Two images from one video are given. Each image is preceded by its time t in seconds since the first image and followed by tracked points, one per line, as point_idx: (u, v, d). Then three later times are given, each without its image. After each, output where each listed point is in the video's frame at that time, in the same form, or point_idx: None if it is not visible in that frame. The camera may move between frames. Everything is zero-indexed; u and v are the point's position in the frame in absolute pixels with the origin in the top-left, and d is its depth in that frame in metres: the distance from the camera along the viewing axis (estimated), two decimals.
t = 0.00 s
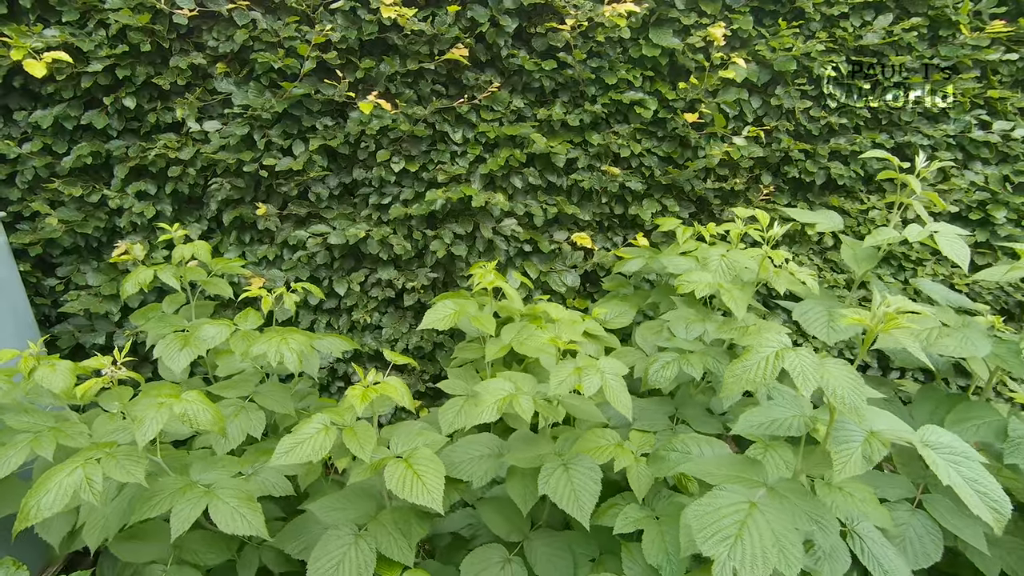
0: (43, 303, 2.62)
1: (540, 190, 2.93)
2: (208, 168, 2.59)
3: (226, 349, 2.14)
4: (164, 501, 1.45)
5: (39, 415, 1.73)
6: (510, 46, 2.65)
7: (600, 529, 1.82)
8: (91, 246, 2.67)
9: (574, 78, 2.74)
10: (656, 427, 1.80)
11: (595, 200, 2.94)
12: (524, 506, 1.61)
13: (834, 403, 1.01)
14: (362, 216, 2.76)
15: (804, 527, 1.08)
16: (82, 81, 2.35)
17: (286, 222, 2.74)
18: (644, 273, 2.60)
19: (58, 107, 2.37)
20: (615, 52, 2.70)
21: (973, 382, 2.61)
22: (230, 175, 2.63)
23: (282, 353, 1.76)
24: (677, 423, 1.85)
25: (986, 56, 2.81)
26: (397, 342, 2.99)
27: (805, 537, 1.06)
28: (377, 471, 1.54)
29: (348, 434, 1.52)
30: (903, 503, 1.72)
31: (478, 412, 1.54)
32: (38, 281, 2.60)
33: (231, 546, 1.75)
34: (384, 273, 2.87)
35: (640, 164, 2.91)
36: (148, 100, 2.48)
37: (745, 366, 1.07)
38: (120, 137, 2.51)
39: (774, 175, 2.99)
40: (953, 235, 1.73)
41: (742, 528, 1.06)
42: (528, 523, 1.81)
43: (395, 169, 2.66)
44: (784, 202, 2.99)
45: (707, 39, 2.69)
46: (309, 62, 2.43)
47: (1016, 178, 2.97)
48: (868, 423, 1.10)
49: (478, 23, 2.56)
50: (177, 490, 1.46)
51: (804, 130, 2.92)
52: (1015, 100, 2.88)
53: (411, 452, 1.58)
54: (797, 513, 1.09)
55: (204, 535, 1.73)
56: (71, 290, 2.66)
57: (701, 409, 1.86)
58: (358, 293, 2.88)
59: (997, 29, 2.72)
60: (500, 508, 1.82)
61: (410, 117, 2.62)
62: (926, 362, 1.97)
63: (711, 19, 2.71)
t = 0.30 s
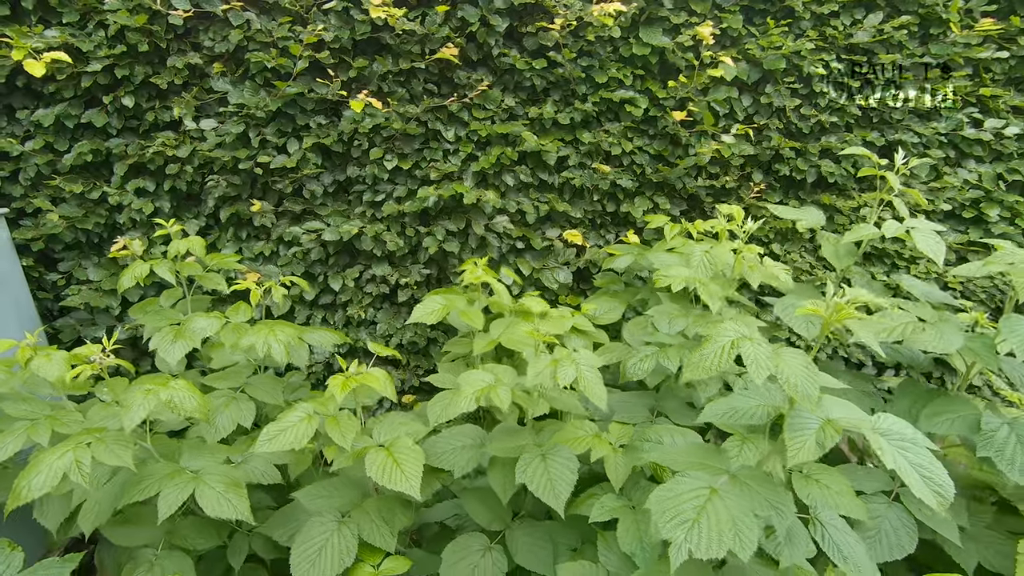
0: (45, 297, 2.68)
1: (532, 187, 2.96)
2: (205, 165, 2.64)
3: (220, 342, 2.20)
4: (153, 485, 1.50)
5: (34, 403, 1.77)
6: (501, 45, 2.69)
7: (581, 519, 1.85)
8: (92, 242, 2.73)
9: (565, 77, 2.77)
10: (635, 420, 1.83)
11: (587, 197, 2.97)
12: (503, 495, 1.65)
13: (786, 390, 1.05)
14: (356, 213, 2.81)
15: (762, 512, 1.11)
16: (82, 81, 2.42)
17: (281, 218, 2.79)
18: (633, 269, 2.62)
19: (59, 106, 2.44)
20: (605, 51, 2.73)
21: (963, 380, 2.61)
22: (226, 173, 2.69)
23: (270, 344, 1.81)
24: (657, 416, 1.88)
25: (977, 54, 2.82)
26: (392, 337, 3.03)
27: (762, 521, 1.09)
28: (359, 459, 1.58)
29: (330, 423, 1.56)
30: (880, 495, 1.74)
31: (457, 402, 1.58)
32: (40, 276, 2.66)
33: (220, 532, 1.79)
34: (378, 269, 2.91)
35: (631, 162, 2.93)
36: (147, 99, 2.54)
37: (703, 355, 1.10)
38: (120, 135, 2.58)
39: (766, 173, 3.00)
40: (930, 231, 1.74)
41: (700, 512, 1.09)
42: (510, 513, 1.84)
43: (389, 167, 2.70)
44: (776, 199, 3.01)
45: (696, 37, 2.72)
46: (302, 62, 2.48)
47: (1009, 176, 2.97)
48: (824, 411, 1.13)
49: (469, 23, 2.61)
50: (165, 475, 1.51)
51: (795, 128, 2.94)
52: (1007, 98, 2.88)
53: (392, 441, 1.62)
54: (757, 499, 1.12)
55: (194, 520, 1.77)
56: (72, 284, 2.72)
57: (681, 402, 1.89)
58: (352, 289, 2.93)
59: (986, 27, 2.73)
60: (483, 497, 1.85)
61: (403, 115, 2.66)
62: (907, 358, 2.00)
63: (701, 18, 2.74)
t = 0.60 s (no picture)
0: (45, 294, 2.74)
1: (524, 186, 2.99)
2: (201, 165, 2.69)
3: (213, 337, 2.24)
4: (140, 474, 1.55)
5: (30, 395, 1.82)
6: (492, 46, 2.73)
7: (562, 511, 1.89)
8: (91, 240, 2.78)
9: (556, 77, 2.81)
10: (618, 415, 1.86)
11: (578, 196, 3.00)
12: (483, 486, 1.69)
13: (743, 379, 1.09)
14: (349, 211, 2.86)
15: (723, 500, 1.14)
16: (80, 81, 2.47)
17: (276, 216, 2.84)
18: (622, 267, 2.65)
19: (58, 106, 2.49)
20: (595, 51, 2.77)
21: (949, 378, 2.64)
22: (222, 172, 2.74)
23: (258, 339, 1.85)
24: (639, 411, 1.91)
25: (965, 54, 2.84)
26: (386, 334, 3.07)
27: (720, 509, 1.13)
28: (341, 451, 1.62)
29: (314, 415, 1.60)
30: (858, 489, 1.76)
31: (437, 395, 1.62)
32: (40, 273, 2.72)
33: (210, 521, 1.85)
34: (372, 267, 2.95)
35: (622, 161, 2.96)
36: (144, 100, 2.59)
37: (666, 346, 1.16)
38: (118, 135, 2.63)
39: (756, 173, 3.03)
40: (906, 228, 1.77)
41: (661, 499, 1.12)
42: (492, 505, 1.87)
43: (381, 166, 2.75)
44: (766, 198, 3.04)
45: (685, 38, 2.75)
46: (295, 62, 2.53)
47: (1000, 176, 2.98)
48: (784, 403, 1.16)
49: (459, 24, 2.65)
50: (152, 465, 1.57)
51: (784, 128, 2.96)
52: (996, 98, 2.90)
53: (375, 433, 1.67)
54: (719, 489, 1.16)
55: (184, 510, 1.83)
56: (72, 281, 2.78)
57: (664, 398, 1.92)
58: (347, 286, 2.97)
59: (973, 27, 2.76)
60: (466, 489, 1.88)
61: (395, 115, 2.71)
62: (889, 354, 2.02)
63: (689, 18, 2.77)
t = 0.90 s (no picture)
0: (41, 291, 2.76)
1: (516, 185, 3.00)
2: (195, 163, 2.72)
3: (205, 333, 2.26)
4: (128, 468, 1.57)
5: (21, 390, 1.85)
6: (484, 45, 2.75)
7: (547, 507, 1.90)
8: (87, 238, 2.81)
9: (547, 77, 2.82)
10: (603, 412, 1.87)
11: (570, 194, 3.01)
12: (466, 481, 1.70)
13: (712, 372, 1.12)
14: (343, 210, 2.88)
15: (695, 494, 1.15)
16: (76, 81, 2.50)
17: (270, 215, 2.86)
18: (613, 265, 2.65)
19: (54, 105, 2.52)
20: (586, 50, 2.78)
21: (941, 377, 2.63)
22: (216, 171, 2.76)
23: (246, 335, 1.87)
24: (624, 407, 1.92)
25: (957, 53, 2.84)
26: (380, 332, 3.08)
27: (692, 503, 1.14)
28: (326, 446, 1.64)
29: (299, 410, 1.61)
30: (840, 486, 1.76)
31: (420, 390, 1.63)
32: (37, 270, 2.75)
33: (198, 516, 1.86)
34: (365, 265, 2.97)
35: (614, 160, 2.97)
36: (139, 99, 2.62)
37: (637, 341, 1.19)
38: (113, 134, 2.66)
39: (748, 172, 3.03)
40: (889, 227, 1.77)
41: (634, 492, 1.13)
42: (477, 500, 1.88)
43: (373, 164, 2.77)
44: (758, 197, 3.04)
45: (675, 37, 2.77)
46: (286, 62, 2.55)
47: (993, 175, 2.97)
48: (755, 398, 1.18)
49: (451, 23, 2.67)
50: (140, 459, 1.58)
51: (777, 127, 2.97)
52: (988, 97, 2.90)
53: (360, 428, 1.69)
54: (691, 483, 1.17)
55: (173, 504, 1.84)
56: (68, 278, 2.80)
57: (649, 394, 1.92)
58: (340, 284, 2.99)
59: (964, 26, 2.76)
60: (452, 485, 1.90)
61: (387, 114, 2.72)
62: (875, 352, 2.03)
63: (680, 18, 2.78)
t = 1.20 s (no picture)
0: (32, 290, 2.76)
1: (508, 184, 2.99)
2: (185, 162, 2.71)
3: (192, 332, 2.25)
4: (108, 467, 1.56)
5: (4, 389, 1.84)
6: (474, 44, 2.74)
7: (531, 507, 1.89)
8: (78, 237, 2.81)
9: (538, 76, 2.81)
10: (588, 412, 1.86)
11: (561, 194, 3.00)
12: (450, 481, 1.69)
13: (686, 371, 1.12)
14: (333, 209, 2.87)
15: (669, 495, 1.14)
16: (65, 80, 2.50)
17: (261, 214, 2.86)
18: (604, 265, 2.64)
19: (44, 104, 2.52)
20: (577, 49, 2.77)
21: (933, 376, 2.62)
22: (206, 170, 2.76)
23: (231, 335, 1.86)
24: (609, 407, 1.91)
25: (951, 51, 2.83)
26: (372, 331, 3.07)
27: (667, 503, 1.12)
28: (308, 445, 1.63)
29: (280, 409, 1.60)
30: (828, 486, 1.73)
31: (402, 390, 1.63)
32: (27, 269, 2.74)
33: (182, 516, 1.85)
34: (356, 264, 2.96)
35: (606, 160, 2.96)
36: (129, 98, 2.62)
37: (612, 339, 1.19)
38: (103, 133, 2.66)
39: (741, 171, 3.02)
40: (876, 226, 1.76)
41: (608, 493, 1.12)
42: (462, 501, 1.87)
43: (364, 164, 2.76)
44: (751, 196, 3.02)
45: (666, 36, 2.76)
46: (275, 61, 2.55)
47: (988, 174, 2.95)
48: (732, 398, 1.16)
49: (441, 22, 2.66)
50: (120, 458, 1.58)
51: (769, 126, 2.95)
52: (983, 96, 2.89)
53: (343, 427, 1.68)
54: (666, 484, 1.16)
55: (157, 504, 1.84)
56: (59, 278, 2.80)
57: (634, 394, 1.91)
58: (332, 283, 2.98)
59: (957, 24, 2.74)
60: (437, 485, 1.89)
61: (378, 113, 2.72)
62: (865, 352, 2.01)
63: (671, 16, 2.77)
